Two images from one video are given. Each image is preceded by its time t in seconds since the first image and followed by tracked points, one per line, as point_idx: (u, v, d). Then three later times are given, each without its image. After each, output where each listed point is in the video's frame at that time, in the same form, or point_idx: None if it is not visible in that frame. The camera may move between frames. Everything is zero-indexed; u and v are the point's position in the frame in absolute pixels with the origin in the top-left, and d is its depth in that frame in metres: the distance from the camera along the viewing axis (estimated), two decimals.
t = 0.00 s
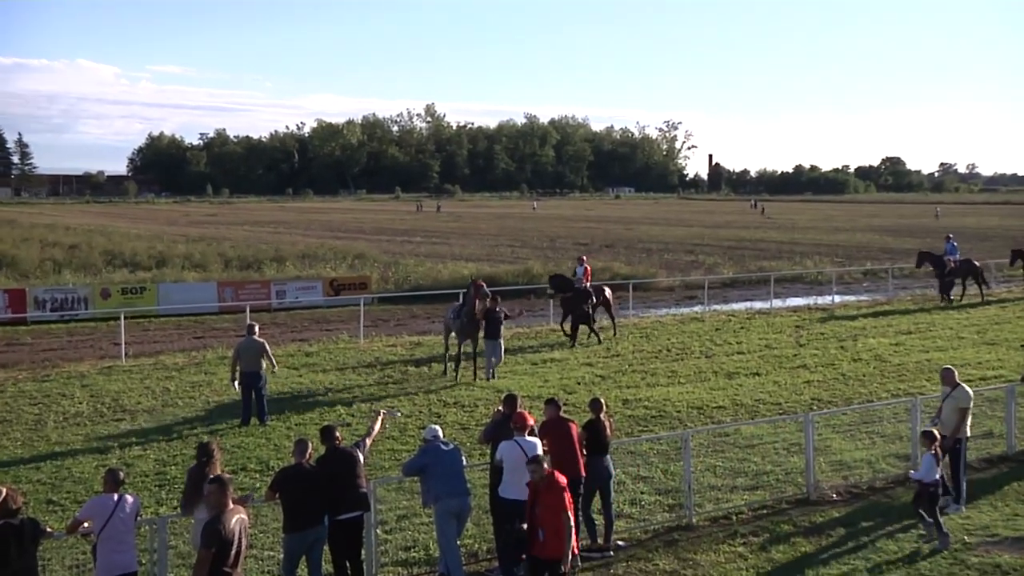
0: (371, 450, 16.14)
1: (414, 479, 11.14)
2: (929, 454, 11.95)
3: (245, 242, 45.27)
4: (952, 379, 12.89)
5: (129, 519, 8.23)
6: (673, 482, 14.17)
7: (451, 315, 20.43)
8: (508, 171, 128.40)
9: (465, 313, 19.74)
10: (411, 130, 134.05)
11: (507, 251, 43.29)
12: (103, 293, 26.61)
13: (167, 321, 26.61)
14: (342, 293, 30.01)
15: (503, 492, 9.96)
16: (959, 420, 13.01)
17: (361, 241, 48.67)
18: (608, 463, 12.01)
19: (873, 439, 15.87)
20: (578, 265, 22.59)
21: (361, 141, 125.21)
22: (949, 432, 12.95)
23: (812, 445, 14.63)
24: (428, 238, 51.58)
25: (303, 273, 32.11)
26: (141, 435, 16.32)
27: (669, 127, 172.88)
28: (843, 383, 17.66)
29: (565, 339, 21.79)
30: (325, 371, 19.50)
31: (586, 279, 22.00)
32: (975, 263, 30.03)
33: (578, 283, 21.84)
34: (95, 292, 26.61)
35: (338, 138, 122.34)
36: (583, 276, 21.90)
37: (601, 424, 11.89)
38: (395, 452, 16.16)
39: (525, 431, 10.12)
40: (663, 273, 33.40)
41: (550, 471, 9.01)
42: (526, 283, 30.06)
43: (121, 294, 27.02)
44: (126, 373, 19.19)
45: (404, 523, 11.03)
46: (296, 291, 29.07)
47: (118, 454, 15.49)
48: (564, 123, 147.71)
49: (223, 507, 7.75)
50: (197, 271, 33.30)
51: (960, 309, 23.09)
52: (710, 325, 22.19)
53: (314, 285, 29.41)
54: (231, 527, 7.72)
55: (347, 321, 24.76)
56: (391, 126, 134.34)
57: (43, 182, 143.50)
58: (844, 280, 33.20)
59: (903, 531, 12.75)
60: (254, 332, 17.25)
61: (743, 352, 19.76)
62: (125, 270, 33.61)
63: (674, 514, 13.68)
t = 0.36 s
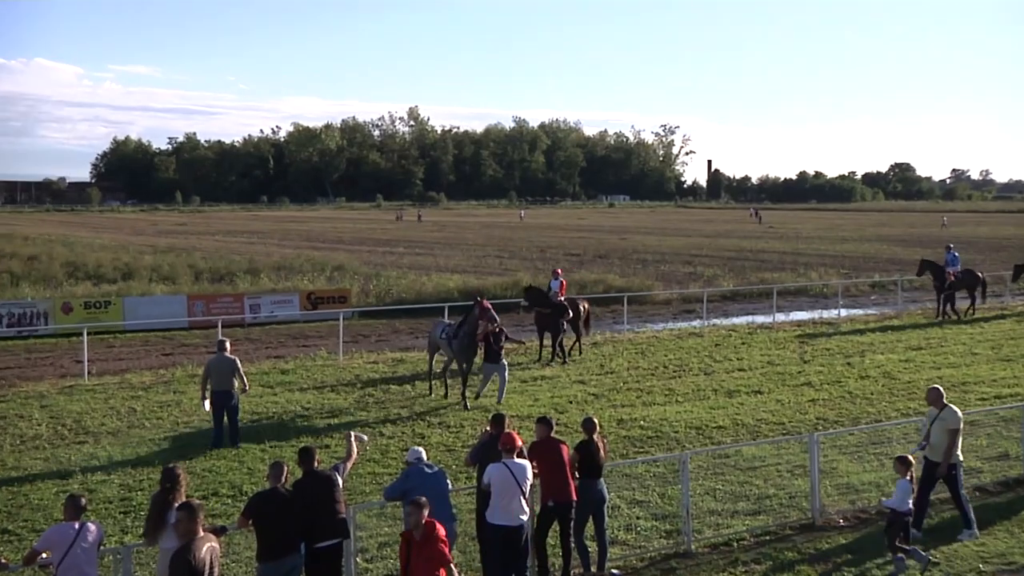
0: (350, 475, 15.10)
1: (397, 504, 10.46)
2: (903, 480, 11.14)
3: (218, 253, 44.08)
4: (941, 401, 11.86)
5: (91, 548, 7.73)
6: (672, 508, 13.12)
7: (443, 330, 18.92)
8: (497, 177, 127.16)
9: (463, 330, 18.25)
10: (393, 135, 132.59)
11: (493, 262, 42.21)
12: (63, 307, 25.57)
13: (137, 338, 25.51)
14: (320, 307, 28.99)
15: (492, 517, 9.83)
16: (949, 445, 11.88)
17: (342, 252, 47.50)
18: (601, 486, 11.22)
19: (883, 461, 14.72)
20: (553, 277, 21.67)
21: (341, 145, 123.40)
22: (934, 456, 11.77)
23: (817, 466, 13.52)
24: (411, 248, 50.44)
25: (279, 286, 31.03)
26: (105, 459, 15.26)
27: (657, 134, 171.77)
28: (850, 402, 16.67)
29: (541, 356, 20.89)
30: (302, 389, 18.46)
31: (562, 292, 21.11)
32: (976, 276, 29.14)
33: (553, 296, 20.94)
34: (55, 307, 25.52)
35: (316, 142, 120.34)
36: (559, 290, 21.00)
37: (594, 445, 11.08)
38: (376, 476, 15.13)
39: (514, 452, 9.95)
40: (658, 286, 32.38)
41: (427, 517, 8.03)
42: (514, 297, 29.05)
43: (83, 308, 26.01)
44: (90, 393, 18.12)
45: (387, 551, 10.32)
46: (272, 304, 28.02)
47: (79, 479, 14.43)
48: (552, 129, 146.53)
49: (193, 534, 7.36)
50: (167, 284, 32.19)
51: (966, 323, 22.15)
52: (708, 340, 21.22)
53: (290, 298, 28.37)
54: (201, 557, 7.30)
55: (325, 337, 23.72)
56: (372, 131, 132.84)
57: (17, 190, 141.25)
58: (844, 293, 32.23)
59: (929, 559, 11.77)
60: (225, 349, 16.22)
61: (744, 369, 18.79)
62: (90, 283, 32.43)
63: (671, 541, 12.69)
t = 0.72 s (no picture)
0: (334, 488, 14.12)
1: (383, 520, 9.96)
2: (884, 494, 10.48)
3: (194, 254, 42.96)
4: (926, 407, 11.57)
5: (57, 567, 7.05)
6: (673, 524, 11.99)
7: (443, 340, 17.78)
8: (489, 174, 126.04)
9: (466, 340, 17.14)
10: (379, 129, 131.10)
11: (485, 264, 41.20)
12: (28, 312, 24.77)
13: (109, 344, 24.50)
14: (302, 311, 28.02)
15: (484, 532, 9.05)
16: (946, 452, 11.36)
17: (325, 253, 46.43)
18: (599, 499, 10.52)
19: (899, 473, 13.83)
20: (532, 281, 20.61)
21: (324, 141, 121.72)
22: (926, 465, 11.44)
23: (826, 480, 12.43)
24: (398, 249, 49.42)
25: (259, 289, 30.03)
26: (72, 473, 14.30)
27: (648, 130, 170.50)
28: (862, 412, 15.77)
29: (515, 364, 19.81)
30: (282, 399, 17.50)
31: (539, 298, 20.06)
32: (985, 278, 28.21)
33: (531, 300, 19.93)
34: (20, 310, 24.76)
35: (297, 136, 118.65)
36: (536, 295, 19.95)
37: (593, 457, 10.34)
38: (361, 489, 14.15)
39: (507, 465, 9.20)
40: (658, 288, 31.43)
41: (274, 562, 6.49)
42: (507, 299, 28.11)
43: (49, 313, 25.18)
44: (57, 402, 17.14)
45: (371, 570, 9.90)
46: (251, 308, 27.09)
47: (44, 495, 13.46)
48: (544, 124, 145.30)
49: (166, 552, 6.70)
50: (139, 286, 31.24)
51: (981, 329, 21.25)
52: (712, 346, 20.32)
53: (270, 301, 27.40)
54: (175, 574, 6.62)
55: (307, 343, 22.77)
56: (357, 125, 131.23)
57: None
58: (855, 296, 31.41)
59: None
60: (200, 355, 15.22)
61: (749, 377, 17.88)
62: (59, 286, 31.43)
63: (673, 558, 11.78)
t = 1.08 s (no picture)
0: (315, 497, 13.24)
1: (368, 531, 9.62)
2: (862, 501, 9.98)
3: (169, 250, 41.81)
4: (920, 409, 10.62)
5: None
6: (675, 533, 11.12)
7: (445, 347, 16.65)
8: (479, 165, 124.69)
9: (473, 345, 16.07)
10: (363, 117, 129.05)
11: (475, 260, 40.19)
12: None
13: (80, 344, 23.59)
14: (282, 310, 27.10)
15: (474, 543, 8.49)
16: (936, 462, 10.41)
17: (308, 249, 45.33)
18: (596, 508, 9.83)
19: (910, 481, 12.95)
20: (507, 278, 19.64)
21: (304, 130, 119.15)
22: (917, 473, 10.58)
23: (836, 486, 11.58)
24: (384, 245, 48.36)
25: (237, 286, 29.08)
26: (36, 482, 13.41)
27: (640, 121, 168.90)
28: (874, 416, 14.94)
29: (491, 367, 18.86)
30: (261, 403, 16.63)
31: (514, 297, 19.13)
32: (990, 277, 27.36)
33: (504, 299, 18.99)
34: None
35: (277, 125, 116.11)
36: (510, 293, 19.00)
37: (588, 462, 9.72)
38: (344, 498, 13.28)
39: (500, 472, 8.64)
40: (659, 286, 30.54)
41: None
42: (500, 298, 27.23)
43: (14, 312, 24.38)
44: (21, 407, 16.24)
45: None
46: (228, 306, 26.27)
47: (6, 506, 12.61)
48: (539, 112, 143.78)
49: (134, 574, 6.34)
50: (109, 284, 30.35)
51: (996, 329, 20.38)
52: (715, 347, 19.46)
53: (249, 300, 26.49)
54: None
55: (287, 344, 21.88)
56: (340, 112, 129.16)
57: None
58: (867, 295, 30.63)
59: None
60: (175, 358, 14.30)
61: (754, 379, 17.04)
62: (27, 284, 30.41)
63: (674, 571, 10.85)
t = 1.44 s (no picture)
0: (284, 502, 12.44)
1: (340, 537, 8.94)
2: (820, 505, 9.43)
3: (128, 241, 40.61)
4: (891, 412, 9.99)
5: None
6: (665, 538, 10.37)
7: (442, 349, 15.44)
8: (458, 151, 123.14)
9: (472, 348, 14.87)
10: (335, 100, 126.74)
11: (452, 252, 39.24)
12: None
13: (36, 340, 22.67)
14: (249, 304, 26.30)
15: (451, 549, 8.04)
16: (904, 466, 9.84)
17: (277, 240, 44.23)
18: (581, 511, 9.18)
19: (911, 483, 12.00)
20: (465, 273, 18.80)
21: (272, 114, 116.85)
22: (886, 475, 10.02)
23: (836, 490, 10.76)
24: (356, 235, 47.31)
25: (202, 279, 28.14)
26: None
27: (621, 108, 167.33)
28: (871, 414, 14.23)
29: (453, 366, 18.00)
30: (227, 403, 15.81)
31: (473, 292, 18.31)
32: (982, 269, 26.58)
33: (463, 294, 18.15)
34: None
35: (243, 109, 113.63)
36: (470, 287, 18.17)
37: (572, 464, 9.07)
38: (315, 502, 12.48)
39: (479, 474, 8.11)
40: (646, 279, 29.71)
41: None
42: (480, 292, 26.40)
43: None
44: None
45: None
46: (192, 300, 25.39)
47: None
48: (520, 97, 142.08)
49: None
50: (67, 278, 29.33)
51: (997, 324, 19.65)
52: (706, 342, 18.70)
53: (215, 294, 25.71)
54: None
55: (255, 340, 21.05)
56: (309, 94, 126.87)
57: None
58: (864, 287, 29.88)
59: None
60: (137, 355, 13.40)
61: (747, 376, 16.29)
62: None
63: None
